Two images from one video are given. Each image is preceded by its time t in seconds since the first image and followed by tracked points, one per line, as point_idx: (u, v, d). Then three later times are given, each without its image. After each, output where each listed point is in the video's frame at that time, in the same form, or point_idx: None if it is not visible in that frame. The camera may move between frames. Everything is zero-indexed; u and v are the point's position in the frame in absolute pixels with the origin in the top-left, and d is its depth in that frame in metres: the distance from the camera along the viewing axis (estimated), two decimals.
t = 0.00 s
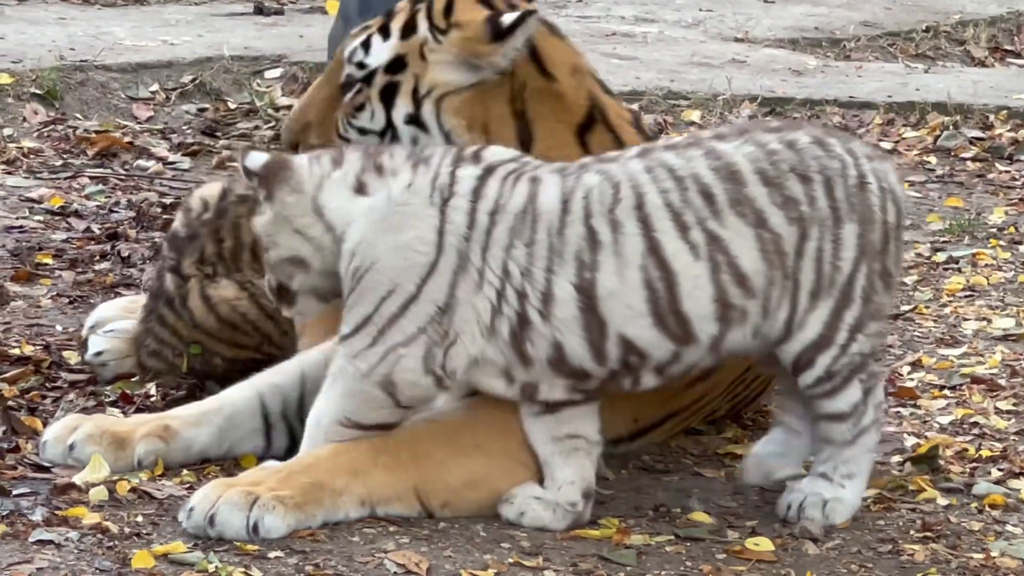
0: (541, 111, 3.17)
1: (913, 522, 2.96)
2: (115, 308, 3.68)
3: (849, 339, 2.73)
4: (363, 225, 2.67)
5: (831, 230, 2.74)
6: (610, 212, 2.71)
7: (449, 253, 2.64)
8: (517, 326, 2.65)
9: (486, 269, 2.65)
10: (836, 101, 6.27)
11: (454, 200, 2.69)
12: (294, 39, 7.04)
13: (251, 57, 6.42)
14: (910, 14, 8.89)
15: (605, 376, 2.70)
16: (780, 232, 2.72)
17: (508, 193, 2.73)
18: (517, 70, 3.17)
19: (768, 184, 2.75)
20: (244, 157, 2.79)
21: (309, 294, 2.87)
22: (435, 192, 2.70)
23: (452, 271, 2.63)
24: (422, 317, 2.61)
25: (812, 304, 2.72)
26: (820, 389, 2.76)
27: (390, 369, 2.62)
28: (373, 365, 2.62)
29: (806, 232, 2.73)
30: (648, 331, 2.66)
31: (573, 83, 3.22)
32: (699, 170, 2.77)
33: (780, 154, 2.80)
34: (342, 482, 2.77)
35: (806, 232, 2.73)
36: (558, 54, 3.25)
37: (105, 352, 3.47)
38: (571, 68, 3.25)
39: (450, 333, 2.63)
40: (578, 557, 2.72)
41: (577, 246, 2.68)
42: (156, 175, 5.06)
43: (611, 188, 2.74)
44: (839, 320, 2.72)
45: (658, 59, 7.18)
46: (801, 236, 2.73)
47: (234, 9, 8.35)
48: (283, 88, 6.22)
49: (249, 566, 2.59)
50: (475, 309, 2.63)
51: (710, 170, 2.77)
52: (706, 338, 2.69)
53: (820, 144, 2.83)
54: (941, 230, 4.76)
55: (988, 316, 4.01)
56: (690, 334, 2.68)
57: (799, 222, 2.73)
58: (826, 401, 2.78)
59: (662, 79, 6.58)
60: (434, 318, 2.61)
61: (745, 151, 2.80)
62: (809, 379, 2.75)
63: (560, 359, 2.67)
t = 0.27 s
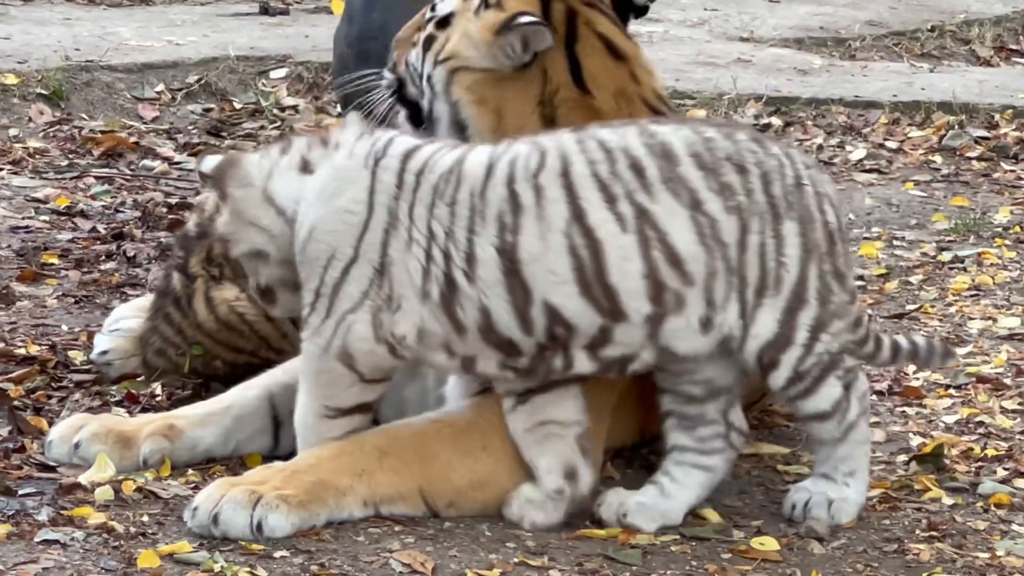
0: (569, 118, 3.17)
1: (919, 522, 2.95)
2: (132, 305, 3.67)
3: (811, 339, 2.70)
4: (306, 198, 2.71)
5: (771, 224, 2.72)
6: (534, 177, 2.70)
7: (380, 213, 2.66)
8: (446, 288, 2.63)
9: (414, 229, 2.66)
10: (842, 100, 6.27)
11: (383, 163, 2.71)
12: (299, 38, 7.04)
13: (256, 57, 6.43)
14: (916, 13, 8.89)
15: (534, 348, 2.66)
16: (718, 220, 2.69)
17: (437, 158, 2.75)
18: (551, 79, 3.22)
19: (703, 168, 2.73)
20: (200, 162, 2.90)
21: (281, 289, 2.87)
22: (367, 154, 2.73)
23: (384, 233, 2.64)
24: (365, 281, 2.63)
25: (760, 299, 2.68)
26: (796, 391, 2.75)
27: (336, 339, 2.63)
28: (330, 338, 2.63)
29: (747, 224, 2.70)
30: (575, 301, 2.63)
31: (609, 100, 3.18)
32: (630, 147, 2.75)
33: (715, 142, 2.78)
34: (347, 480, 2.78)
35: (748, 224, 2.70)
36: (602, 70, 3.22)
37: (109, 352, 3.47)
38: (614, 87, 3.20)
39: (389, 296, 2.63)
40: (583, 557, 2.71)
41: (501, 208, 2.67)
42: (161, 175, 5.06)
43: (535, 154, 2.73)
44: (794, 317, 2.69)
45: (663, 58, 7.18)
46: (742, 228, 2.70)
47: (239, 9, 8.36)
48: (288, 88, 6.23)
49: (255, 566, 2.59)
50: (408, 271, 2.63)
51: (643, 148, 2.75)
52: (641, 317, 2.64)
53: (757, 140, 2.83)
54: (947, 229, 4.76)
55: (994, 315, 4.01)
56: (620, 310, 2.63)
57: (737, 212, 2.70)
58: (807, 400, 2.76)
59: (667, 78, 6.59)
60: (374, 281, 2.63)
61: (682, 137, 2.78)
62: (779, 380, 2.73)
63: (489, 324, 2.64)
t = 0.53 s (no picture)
0: (552, 91, 3.14)
1: (921, 520, 2.95)
2: (139, 305, 3.66)
3: (746, 337, 2.60)
4: (255, 193, 2.76)
5: (705, 224, 2.65)
6: (470, 169, 2.68)
7: (318, 203, 2.67)
8: (382, 280, 2.63)
9: (351, 219, 2.66)
10: (843, 99, 6.27)
11: (318, 155, 2.71)
12: (301, 37, 7.05)
13: (258, 56, 6.43)
14: (918, 11, 8.88)
15: (467, 342, 2.66)
16: (651, 219, 2.64)
17: (374, 147, 2.74)
18: (532, 57, 3.21)
19: (641, 166, 2.69)
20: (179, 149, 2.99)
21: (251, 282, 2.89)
22: (304, 148, 2.73)
23: (323, 221, 2.65)
24: (310, 270, 2.65)
25: (689, 299, 2.61)
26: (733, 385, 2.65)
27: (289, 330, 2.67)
28: (289, 333, 2.68)
29: (681, 223, 2.65)
30: (505, 298, 2.60)
31: (590, 76, 3.18)
32: (568, 139, 2.73)
33: (657, 140, 2.74)
34: (348, 479, 2.78)
35: (681, 224, 2.64)
36: (581, 48, 3.24)
37: (111, 351, 3.46)
38: (596, 65, 3.21)
39: (331, 288, 2.64)
40: (585, 557, 2.71)
41: (433, 200, 2.66)
42: (163, 174, 5.06)
43: (472, 146, 2.71)
44: (726, 317, 2.60)
45: (664, 56, 7.19)
46: (675, 227, 2.64)
47: (240, 8, 8.37)
48: (290, 87, 6.23)
49: (256, 565, 2.59)
50: (346, 263, 2.63)
51: (581, 143, 2.72)
52: (570, 315, 2.61)
53: (703, 139, 2.76)
54: (948, 227, 4.76)
55: (995, 313, 4.01)
56: (550, 308, 2.60)
57: (672, 211, 2.65)
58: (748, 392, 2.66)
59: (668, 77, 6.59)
60: (318, 270, 2.65)
61: (623, 134, 2.74)
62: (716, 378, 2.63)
63: (425, 317, 2.64)
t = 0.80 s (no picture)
0: (526, 82, 3.13)
1: (919, 522, 2.95)
2: (133, 306, 3.66)
3: (681, 337, 2.57)
4: (240, 191, 2.81)
5: (663, 222, 2.61)
6: (436, 180, 2.69)
7: (301, 201, 2.72)
8: (361, 288, 2.67)
9: (331, 225, 2.70)
10: (841, 100, 6.27)
11: (307, 152, 2.78)
12: (299, 39, 7.05)
13: (256, 58, 6.43)
14: (916, 12, 8.88)
15: (442, 354, 2.71)
16: (606, 218, 2.62)
17: (358, 154, 2.77)
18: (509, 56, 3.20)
19: (599, 166, 2.65)
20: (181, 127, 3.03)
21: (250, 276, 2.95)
22: (289, 145, 2.78)
23: (306, 220, 2.71)
24: (295, 266, 2.70)
25: (638, 292, 2.58)
26: (653, 388, 2.60)
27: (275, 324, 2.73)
28: (277, 328, 2.73)
29: (635, 220, 2.61)
30: (470, 309, 2.63)
31: (566, 66, 3.16)
32: (525, 146, 2.71)
33: (617, 139, 2.69)
34: (345, 482, 2.78)
35: (636, 220, 2.61)
36: (559, 44, 3.23)
37: (107, 353, 3.46)
38: (572, 56, 3.19)
39: (311, 288, 2.69)
40: (584, 559, 2.71)
41: (404, 211, 2.68)
42: (161, 176, 5.06)
43: (442, 155, 2.72)
44: (668, 313, 2.57)
45: (663, 57, 7.18)
46: (630, 223, 2.61)
47: (238, 9, 8.36)
48: (288, 88, 6.23)
49: (255, 566, 2.59)
50: (326, 263, 2.68)
51: (538, 148, 2.70)
52: (533, 320, 2.62)
53: (668, 136, 2.70)
54: (946, 228, 4.76)
55: (994, 314, 4.00)
56: (513, 316, 2.62)
57: (629, 208, 2.62)
58: (667, 399, 2.60)
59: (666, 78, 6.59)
60: (301, 267, 2.70)
61: (583, 134, 2.70)
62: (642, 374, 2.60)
63: (401, 327, 2.68)
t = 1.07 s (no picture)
0: (459, 95, 3.19)
1: (916, 526, 2.95)
2: (128, 311, 3.66)
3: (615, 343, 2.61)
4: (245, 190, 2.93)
5: (615, 225, 2.65)
6: (403, 177, 2.75)
7: (285, 200, 2.81)
8: (342, 285, 2.75)
9: (312, 220, 2.77)
10: (837, 105, 6.28)
11: (295, 152, 2.87)
12: (295, 44, 7.05)
13: (253, 63, 6.43)
14: (912, 17, 8.89)
15: (422, 349, 2.81)
16: (562, 219, 2.67)
17: (342, 150, 2.85)
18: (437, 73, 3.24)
19: (555, 168, 2.71)
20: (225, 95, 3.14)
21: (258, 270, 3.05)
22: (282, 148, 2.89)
23: (289, 217, 2.80)
24: (279, 262, 2.80)
25: (584, 295, 2.63)
26: (563, 382, 2.65)
27: (264, 318, 2.83)
28: (266, 322, 2.81)
29: (589, 224, 2.66)
30: (436, 306, 2.72)
31: (496, 70, 3.21)
32: (489, 146, 2.76)
33: (577, 142, 2.73)
34: (342, 486, 2.78)
35: (591, 224, 2.66)
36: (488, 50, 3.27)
37: (102, 357, 3.46)
38: (502, 60, 3.23)
39: (292, 283, 2.77)
40: (580, 563, 2.68)
41: (374, 207, 2.74)
42: (157, 181, 5.06)
43: (413, 151, 2.78)
44: (609, 318, 2.62)
45: (659, 62, 7.18)
46: (584, 227, 2.66)
47: (234, 14, 8.37)
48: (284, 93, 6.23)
49: (251, 571, 2.58)
50: (305, 257, 2.76)
51: (501, 148, 2.75)
52: (494, 319, 2.71)
53: (630, 140, 2.73)
54: (943, 232, 4.76)
55: (989, 318, 4.01)
56: (476, 314, 2.71)
57: (585, 212, 2.67)
58: (567, 398, 2.66)
59: (662, 83, 6.59)
60: (285, 262, 2.79)
61: (545, 136, 2.75)
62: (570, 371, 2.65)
63: (379, 323, 2.78)
